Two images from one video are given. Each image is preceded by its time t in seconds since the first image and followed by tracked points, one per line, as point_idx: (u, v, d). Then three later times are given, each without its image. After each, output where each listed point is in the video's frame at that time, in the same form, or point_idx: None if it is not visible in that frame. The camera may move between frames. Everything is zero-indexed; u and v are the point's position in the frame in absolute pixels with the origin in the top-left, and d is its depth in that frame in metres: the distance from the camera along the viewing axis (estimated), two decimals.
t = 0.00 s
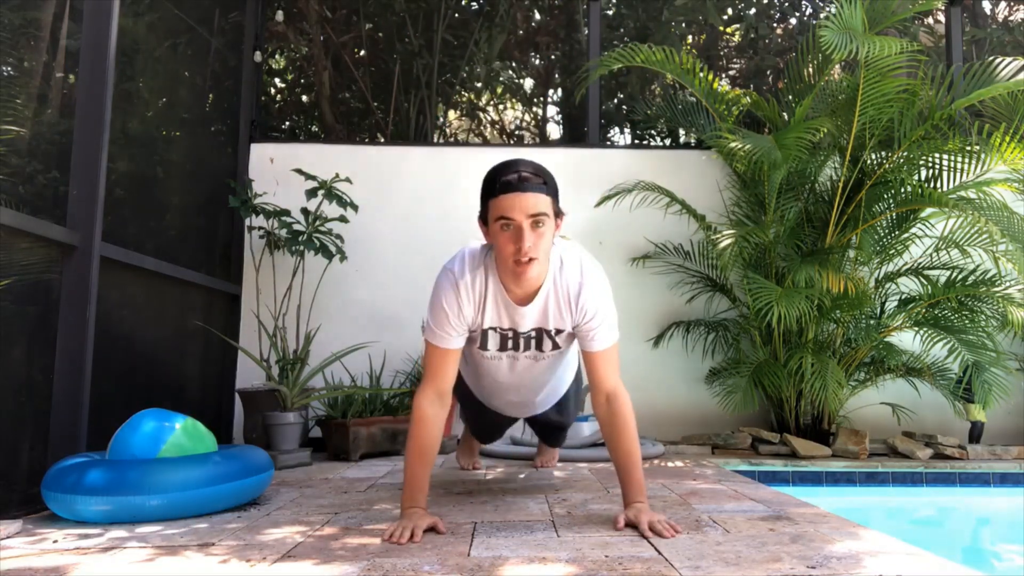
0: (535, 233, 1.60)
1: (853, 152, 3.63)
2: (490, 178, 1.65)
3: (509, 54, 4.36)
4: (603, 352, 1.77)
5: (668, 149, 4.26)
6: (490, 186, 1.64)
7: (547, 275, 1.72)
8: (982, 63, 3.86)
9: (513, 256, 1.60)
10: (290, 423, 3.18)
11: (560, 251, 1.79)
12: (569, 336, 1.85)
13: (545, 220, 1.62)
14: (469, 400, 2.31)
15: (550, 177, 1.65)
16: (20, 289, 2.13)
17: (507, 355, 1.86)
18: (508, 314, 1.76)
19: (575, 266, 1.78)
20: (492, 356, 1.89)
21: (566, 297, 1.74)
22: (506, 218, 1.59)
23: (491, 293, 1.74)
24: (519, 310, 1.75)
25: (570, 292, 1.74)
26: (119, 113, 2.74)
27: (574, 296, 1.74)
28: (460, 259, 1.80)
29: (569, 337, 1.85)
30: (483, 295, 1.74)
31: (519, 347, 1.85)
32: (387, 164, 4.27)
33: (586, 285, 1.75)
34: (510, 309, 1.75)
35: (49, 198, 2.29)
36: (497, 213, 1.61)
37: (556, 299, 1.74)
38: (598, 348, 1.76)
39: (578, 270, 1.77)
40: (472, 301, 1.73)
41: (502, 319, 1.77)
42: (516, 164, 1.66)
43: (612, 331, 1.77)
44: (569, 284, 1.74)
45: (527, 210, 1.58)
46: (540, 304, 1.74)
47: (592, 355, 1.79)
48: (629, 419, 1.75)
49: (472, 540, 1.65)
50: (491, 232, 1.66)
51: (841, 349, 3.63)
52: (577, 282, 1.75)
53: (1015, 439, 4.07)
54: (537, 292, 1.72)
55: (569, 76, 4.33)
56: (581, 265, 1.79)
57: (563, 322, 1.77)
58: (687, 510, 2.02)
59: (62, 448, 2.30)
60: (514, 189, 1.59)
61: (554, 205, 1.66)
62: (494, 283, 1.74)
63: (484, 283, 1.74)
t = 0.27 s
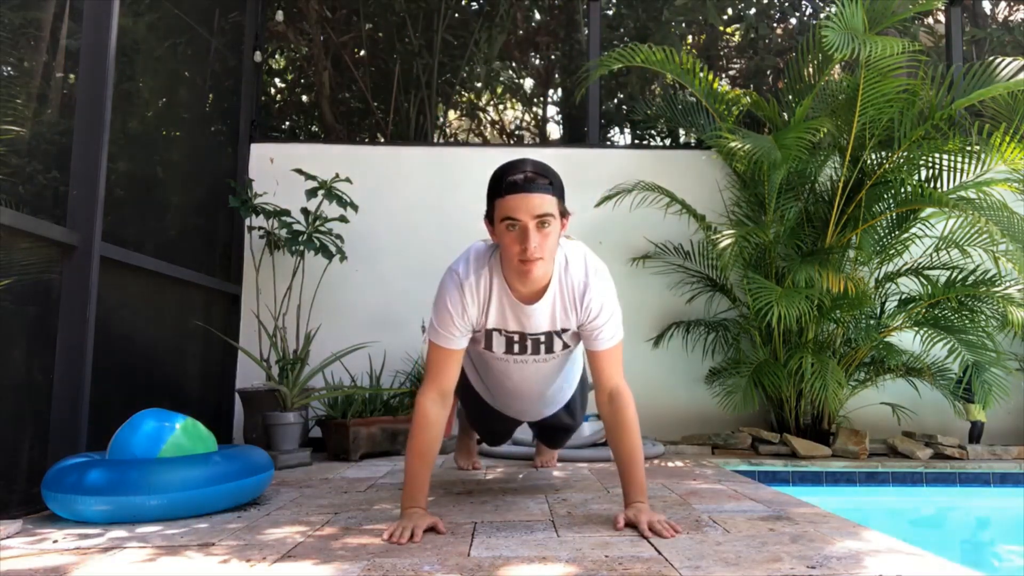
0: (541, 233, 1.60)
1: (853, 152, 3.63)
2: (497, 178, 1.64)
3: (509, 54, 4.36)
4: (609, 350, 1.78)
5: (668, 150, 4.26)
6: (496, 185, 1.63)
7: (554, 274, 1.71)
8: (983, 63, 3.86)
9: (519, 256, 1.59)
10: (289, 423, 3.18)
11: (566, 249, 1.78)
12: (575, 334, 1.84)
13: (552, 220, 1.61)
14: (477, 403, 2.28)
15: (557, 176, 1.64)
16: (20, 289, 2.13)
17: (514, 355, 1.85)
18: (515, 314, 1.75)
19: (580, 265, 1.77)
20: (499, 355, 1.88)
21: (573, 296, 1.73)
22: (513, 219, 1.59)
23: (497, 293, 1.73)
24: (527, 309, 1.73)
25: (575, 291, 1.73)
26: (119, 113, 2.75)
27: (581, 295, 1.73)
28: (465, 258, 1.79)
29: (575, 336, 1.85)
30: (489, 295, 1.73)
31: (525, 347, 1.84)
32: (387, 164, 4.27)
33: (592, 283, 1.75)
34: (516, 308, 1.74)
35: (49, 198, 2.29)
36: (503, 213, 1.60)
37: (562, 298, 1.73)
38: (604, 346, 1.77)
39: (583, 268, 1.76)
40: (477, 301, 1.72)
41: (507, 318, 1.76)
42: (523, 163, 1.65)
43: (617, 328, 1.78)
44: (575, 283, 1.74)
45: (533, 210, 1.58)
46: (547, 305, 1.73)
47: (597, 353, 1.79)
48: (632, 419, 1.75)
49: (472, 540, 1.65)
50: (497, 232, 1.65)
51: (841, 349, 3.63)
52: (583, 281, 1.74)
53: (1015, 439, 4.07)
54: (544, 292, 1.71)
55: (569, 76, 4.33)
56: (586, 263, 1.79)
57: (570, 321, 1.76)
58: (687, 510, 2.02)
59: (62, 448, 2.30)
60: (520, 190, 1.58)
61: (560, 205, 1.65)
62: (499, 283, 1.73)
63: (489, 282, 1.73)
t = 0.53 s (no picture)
0: (543, 234, 1.59)
1: (854, 152, 3.63)
2: (499, 179, 1.64)
3: (509, 54, 4.36)
4: (609, 350, 1.78)
5: (668, 150, 4.26)
6: (498, 185, 1.63)
7: (554, 274, 1.71)
8: (983, 63, 3.86)
9: (520, 257, 1.59)
10: (289, 423, 3.18)
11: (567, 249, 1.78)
12: (576, 334, 1.84)
13: (553, 221, 1.61)
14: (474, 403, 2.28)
15: (559, 176, 1.64)
16: (20, 289, 2.13)
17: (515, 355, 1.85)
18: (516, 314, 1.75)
19: (580, 264, 1.77)
20: (501, 356, 1.88)
21: (574, 296, 1.73)
22: (515, 219, 1.59)
23: (498, 293, 1.73)
24: (528, 309, 1.73)
25: (576, 291, 1.73)
26: (119, 113, 2.75)
27: (581, 295, 1.73)
28: (465, 260, 1.79)
29: (575, 336, 1.85)
30: (489, 295, 1.73)
31: (526, 346, 1.84)
32: (387, 164, 4.27)
33: (593, 283, 1.75)
34: (517, 308, 1.74)
35: (49, 198, 2.29)
36: (505, 214, 1.60)
37: (563, 298, 1.73)
38: (605, 345, 1.77)
39: (584, 268, 1.76)
40: (478, 301, 1.72)
41: (509, 318, 1.76)
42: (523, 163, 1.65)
43: (618, 328, 1.78)
44: (575, 283, 1.74)
45: (535, 211, 1.57)
46: (548, 304, 1.72)
47: (597, 353, 1.79)
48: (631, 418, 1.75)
49: (472, 540, 1.65)
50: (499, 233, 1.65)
51: (841, 349, 3.63)
52: (584, 280, 1.74)
53: (1015, 439, 4.07)
54: (545, 292, 1.71)
55: (569, 76, 4.33)
56: (586, 263, 1.79)
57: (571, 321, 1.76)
58: (687, 510, 2.02)
59: (62, 448, 2.30)
60: (523, 190, 1.58)
61: (562, 206, 1.65)
62: (500, 284, 1.73)
63: (490, 283, 1.73)
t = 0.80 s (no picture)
0: (541, 237, 1.58)
1: (854, 152, 3.63)
2: (490, 187, 1.61)
3: (509, 54, 4.37)
4: (611, 350, 1.78)
5: (668, 150, 4.26)
6: (490, 195, 1.61)
7: (557, 275, 1.71)
8: (983, 64, 3.86)
9: (523, 263, 1.58)
10: (289, 423, 3.18)
11: (569, 249, 1.78)
12: (577, 334, 1.85)
13: (552, 223, 1.59)
14: (473, 405, 2.28)
15: (551, 177, 1.61)
16: (20, 289, 2.13)
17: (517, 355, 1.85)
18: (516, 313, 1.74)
19: (582, 264, 1.77)
20: (501, 357, 1.88)
21: (576, 296, 1.73)
22: (512, 228, 1.57)
23: (500, 293, 1.72)
24: (530, 309, 1.73)
25: (578, 291, 1.73)
26: (119, 113, 2.75)
27: (584, 295, 1.73)
28: (466, 261, 1.78)
29: (576, 335, 1.85)
30: (490, 296, 1.73)
31: (527, 347, 1.83)
32: (387, 164, 4.27)
33: (595, 283, 1.75)
34: (519, 308, 1.74)
35: (49, 198, 2.29)
36: (501, 224, 1.58)
37: (566, 298, 1.73)
38: (607, 345, 1.77)
39: (586, 268, 1.76)
40: (479, 302, 1.72)
41: (511, 318, 1.76)
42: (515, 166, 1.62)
43: (620, 328, 1.78)
44: (578, 283, 1.74)
45: (530, 217, 1.55)
46: (549, 304, 1.72)
47: (598, 353, 1.79)
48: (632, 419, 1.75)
49: (472, 540, 1.65)
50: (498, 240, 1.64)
51: (841, 349, 3.63)
52: (586, 280, 1.74)
53: (1015, 439, 4.07)
54: (547, 292, 1.71)
55: (569, 76, 4.33)
56: (588, 263, 1.79)
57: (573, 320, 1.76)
58: (687, 510, 2.02)
59: (62, 448, 2.30)
60: (515, 199, 1.55)
61: (558, 206, 1.62)
62: (502, 285, 1.72)
63: (492, 285, 1.73)
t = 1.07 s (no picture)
0: (534, 243, 1.57)
1: (853, 151, 3.63)
2: (487, 186, 1.60)
3: (509, 54, 4.37)
4: (611, 350, 1.77)
5: (668, 150, 4.26)
6: (486, 193, 1.60)
7: (555, 275, 1.70)
8: (982, 63, 3.86)
9: (512, 266, 1.58)
10: (289, 423, 3.18)
11: (568, 249, 1.78)
12: (577, 334, 1.84)
13: (544, 229, 1.57)
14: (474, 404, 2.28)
15: (548, 182, 1.59)
16: (20, 289, 2.13)
17: (517, 356, 1.84)
18: (516, 314, 1.74)
19: (582, 265, 1.77)
20: (502, 357, 1.87)
21: (576, 296, 1.73)
22: (503, 231, 1.56)
23: (499, 293, 1.72)
24: (529, 309, 1.72)
25: (578, 290, 1.73)
26: (119, 113, 2.75)
27: (583, 295, 1.73)
28: (467, 260, 1.78)
29: (577, 336, 1.85)
30: (490, 296, 1.73)
31: (527, 347, 1.82)
32: (387, 164, 4.27)
33: (595, 282, 1.74)
34: (518, 309, 1.73)
35: (49, 198, 2.29)
36: (494, 226, 1.57)
37: (565, 298, 1.73)
38: (607, 345, 1.76)
39: (586, 269, 1.76)
40: (479, 302, 1.72)
41: (511, 318, 1.75)
42: (510, 169, 1.60)
43: (620, 328, 1.77)
44: (577, 283, 1.74)
45: (522, 221, 1.54)
46: (549, 304, 1.72)
47: (599, 353, 1.78)
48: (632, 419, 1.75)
49: (472, 540, 1.65)
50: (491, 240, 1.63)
51: (841, 349, 3.63)
52: (585, 280, 1.74)
53: (1015, 439, 4.07)
54: (544, 293, 1.70)
55: (569, 76, 4.33)
56: (588, 263, 1.78)
57: (573, 320, 1.76)
58: (687, 510, 2.02)
59: (62, 448, 2.30)
60: (508, 201, 1.54)
61: (552, 211, 1.60)
62: (501, 285, 1.72)
63: (490, 284, 1.72)
